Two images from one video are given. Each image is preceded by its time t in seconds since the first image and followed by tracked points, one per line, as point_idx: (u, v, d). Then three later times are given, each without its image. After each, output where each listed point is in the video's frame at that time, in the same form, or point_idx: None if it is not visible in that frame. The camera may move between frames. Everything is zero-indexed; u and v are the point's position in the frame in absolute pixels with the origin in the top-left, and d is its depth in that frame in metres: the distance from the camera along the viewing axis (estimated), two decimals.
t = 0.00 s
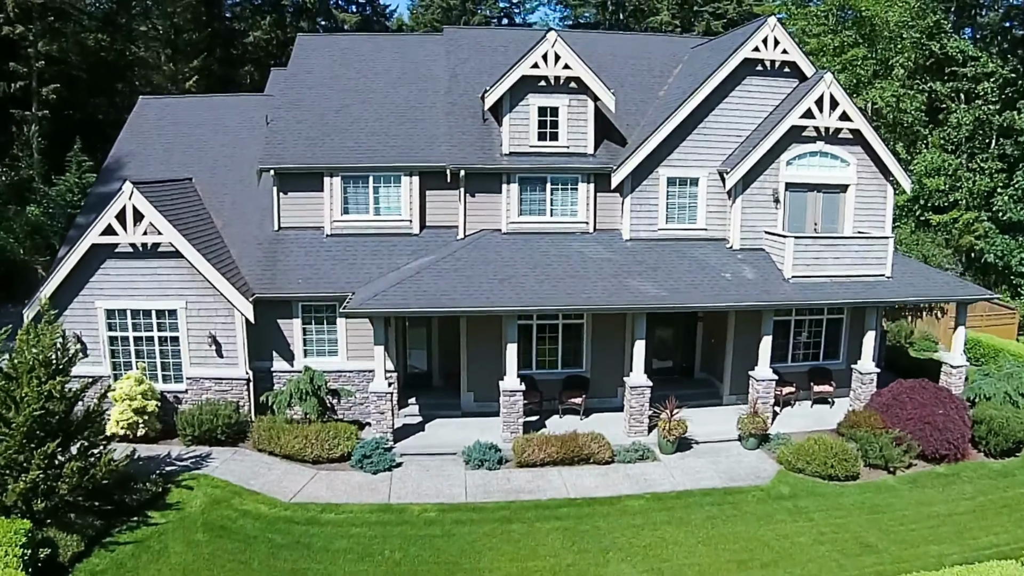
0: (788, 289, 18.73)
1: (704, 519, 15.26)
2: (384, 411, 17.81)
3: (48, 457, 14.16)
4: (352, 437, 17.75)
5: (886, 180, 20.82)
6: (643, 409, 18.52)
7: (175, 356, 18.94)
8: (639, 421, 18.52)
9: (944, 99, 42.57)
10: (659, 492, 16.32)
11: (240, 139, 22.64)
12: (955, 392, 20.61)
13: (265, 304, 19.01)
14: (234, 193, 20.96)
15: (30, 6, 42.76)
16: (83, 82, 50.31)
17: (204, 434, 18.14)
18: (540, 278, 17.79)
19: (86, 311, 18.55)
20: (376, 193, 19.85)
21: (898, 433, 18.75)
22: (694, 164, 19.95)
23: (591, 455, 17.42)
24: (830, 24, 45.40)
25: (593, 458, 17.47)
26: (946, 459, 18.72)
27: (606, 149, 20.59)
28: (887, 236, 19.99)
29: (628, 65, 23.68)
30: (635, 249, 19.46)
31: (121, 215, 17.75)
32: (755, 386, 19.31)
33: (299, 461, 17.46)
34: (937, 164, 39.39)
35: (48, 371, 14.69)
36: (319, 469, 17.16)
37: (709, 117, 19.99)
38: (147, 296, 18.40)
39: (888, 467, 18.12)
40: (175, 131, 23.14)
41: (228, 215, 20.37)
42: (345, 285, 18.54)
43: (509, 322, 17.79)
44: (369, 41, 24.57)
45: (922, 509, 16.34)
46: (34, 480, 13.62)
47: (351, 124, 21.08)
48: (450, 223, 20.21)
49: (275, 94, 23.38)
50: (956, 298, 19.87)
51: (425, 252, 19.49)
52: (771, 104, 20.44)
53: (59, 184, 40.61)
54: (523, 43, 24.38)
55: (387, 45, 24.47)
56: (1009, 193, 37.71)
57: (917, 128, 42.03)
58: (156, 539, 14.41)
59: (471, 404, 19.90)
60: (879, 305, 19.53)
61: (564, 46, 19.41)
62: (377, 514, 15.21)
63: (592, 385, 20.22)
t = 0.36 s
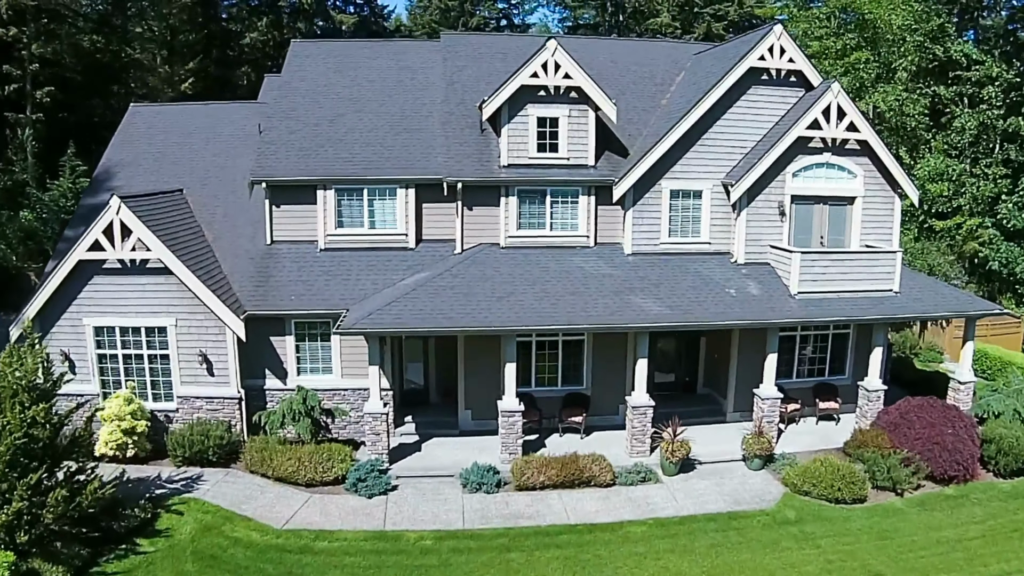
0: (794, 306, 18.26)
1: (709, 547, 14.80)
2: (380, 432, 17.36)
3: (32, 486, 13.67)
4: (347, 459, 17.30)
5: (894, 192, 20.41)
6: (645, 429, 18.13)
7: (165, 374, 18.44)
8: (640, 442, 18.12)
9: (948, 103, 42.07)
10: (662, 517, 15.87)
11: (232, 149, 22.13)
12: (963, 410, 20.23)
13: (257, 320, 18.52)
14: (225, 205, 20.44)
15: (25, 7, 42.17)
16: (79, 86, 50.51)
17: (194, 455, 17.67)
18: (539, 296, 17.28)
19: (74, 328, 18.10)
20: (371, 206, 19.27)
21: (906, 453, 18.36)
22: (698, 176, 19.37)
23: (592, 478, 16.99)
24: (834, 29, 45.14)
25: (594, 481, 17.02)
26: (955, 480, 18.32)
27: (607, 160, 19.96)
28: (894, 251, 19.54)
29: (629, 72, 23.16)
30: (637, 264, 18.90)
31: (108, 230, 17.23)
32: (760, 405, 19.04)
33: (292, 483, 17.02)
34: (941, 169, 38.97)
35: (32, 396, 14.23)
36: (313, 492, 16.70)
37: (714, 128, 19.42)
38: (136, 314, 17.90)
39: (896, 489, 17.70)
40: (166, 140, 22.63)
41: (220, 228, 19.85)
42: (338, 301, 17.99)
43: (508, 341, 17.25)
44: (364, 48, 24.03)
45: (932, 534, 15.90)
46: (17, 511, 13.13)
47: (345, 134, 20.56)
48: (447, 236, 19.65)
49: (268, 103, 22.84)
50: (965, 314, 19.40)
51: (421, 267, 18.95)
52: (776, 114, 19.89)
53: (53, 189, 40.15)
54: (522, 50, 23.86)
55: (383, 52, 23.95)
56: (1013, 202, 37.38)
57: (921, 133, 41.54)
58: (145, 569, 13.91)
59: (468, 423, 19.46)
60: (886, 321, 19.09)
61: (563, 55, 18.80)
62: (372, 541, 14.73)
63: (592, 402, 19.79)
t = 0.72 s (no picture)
0: (801, 324, 17.76)
1: None
2: (375, 454, 16.86)
3: (14, 517, 13.10)
4: (341, 483, 16.78)
5: (903, 204, 19.97)
6: (648, 451, 17.65)
7: (155, 393, 17.94)
8: (644, 463, 17.66)
9: (953, 108, 41.52)
10: (666, 544, 15.37)
11: (225, 160, 21.61)
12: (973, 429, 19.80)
13: (249, 338, 17.99)
14: (217, 217, 19.90)
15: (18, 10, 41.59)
16: (73, 88, 49.72)
17: (185, 478, 17.17)
18: (540, 314, 16.74)
19: (62, 347, 17.62)
20: (366, 220, 18.61)
21: (916, 475, 17.91)
22: (703, 189, 18.71)
23: (593, 502, 16.51)
24: (837, 33, 44.28)
25: (596, 505, 16.55)
26: (967, 502, 17.87)
27: (610, 172, 19.20)
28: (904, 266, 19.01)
29: (631, 80, 22.59)
30: (640, 281, 18.31)
31: (95, 246, 16.68)
32: (766, 424, 18.68)
33: (285, 508, 16.51)
34: (945, 175, 38.48)
35: (13, 423, 13.73)
36: (307, 518, 16.19)
37: (721, 139, 18.71)
38: (125, 332, 17.41)
39: (906, 513, 17.24)
40: (158, 150, 22.10)
41: (211, 242, 19.30)
42: (331, 319, 17.41)
43: (508, 362, 16.77)
44: (359, 55, 23.51)
45: (944, 561, 15.39)
46: None
47: (340, 145, 19.96)
48: (445, 251, 18.93)
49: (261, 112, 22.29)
50: (977, 331, 18.89)
51: (417, 283, 18.29)
52: (785, 124, 19.20)
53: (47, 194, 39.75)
54: (521, 57, 23.32)
55: (379, 60, 23.40)
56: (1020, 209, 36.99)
57: (925, 137, 41.02)
58: None
59: (466, 442, 18.97)
60: (896, 339, 18.59)
61: (563, 64, 18.09)
62: (366, 571, 14.22)
63: (594, 421, 19.31)
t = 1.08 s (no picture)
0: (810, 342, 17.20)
1: None
2: (372, 478, 16.34)
3: None
4: (337, 507, 16.27)
5: (915, 217, 19.59)
6: (653, 474, 17.18)
7: (146, 414, 17.45)
8: (649, 486, 17.18)
9: (960, 112, 40.94)
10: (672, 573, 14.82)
11: (219, 170, 21.08)
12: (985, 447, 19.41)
13: (242, 357, 17.45)
14: (210, 230, 19.34)
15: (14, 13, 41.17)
16: (69, 92, 49.10)
17: (176, 501, 16.66)
18: (541, 334, 16.19)
19: (50, 365, 17.12)
20: (362, 235, 18.05)
21: (929, 498, 17.42)
22: (710, 202, 18.14)
23: (597, 528, 16.02)
24: (843, 35, 43.99)
25: (600, 531, 16.04)
26: (981, 526, 17.35)
27: (614, 185, 18.51)
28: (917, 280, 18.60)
29: (635, 87, 21.98)
30: (645, 297, 17.77)
31: (83, 263, 16.13)
32: (774, 445, 18.23)
33: (279, 534, 15.97)
34: (952, 181, 37.95)
35: None
36: (301, 544, 15.65)
37: (728, 151, 18.15)
38: (115, 351, 16.89)
39: (919, 538, 16.74)
40: (150, 161, 21.58)
41: (203, 256, 18.75)
42: (326, 337, 16.83)
43: (509, 384, 16.29)
44: (357, 63, 22.94)
45: None
46: None
47: (336, 155, 19.35)
48: (443, 266, 18.37)
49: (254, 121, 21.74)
50: (991, 348, 18.37)
51: (415, 299, 17.68)
52: (794, 135, 18.63)
53: (43, 199, 39.30)
54: (522, 65, 22.76)
55: (376, 67, 22.83)
56: None
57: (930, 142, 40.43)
58: None
59: (466, 462, 18.47)
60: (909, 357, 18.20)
61: (566, 73, 17.44)
62: None
63: (597, 441, 18.83)
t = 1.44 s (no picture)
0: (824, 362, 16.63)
1: None
2: (371, 503, 15.80)
3: None
4: (335, 532, 15.76)
5: (929, 230, 19.11)
6: (660, 498, 16.66)
7: (138, 435, 16.91)
8: (656, 510, 16.66)
9: (968, 117, 40.36)
10: None
11: (213, 181, 20.50)
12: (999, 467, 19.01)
13: (236, 377, 16.90)
14: (204, 243, 18.79)
15: (10, 16, 40.75)
16: (66, 95, 49.11)
17: (168, 526, 16.13)
18: (545, 354, 15.62)
19: (39, 385, 16.61)
20: (360, 250, 17.41)
21: (943, 522, 16.96)
22: (719, 216, 17.59)
23: (603, 555, 15.49)
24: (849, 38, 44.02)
25: (606, 558, 15.52)
26: (998, 551, 16.85)
27: (620, 199, 17.77)
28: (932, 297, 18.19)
29: (642, 96, 21.32)
30: (652, 314, 17.21)
31: (71, 280, 15.61)
32: (784, 467, 17.78)
33: (275, 561, 15.38)
34: (959, 187, 37.43)
35: None
36: (297, 572, 15.07)
37: (738, 163, 17.59)
38: (105, 371, 16.36)
39: (933, 564, 16.23)
40: (143, 171, 20.99)
41: (196, 271, 18.17)
42: (323, 357, 16.23)
43: (512, 406, 15.78)
44: (354, 69, 22.35)
45: None
46: None
47: (333, 166, 18.72)
48: (445, 282, 17.68)
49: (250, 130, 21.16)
50: (1008, 367, 17.84)
51: (415, 317, 17.04)
52: (805, 147, 18.08)
53: (37, 204, 38.82)
54: (525, 73, 22.18)
55: (375, 75, 22.24)
56: None
57: (937, 147, 39.83)
58: None
59: (467, 484, 17.95)
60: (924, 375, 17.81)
61: (570, 82, 16.76)
62: None
63: (602, 462, 18.31)
